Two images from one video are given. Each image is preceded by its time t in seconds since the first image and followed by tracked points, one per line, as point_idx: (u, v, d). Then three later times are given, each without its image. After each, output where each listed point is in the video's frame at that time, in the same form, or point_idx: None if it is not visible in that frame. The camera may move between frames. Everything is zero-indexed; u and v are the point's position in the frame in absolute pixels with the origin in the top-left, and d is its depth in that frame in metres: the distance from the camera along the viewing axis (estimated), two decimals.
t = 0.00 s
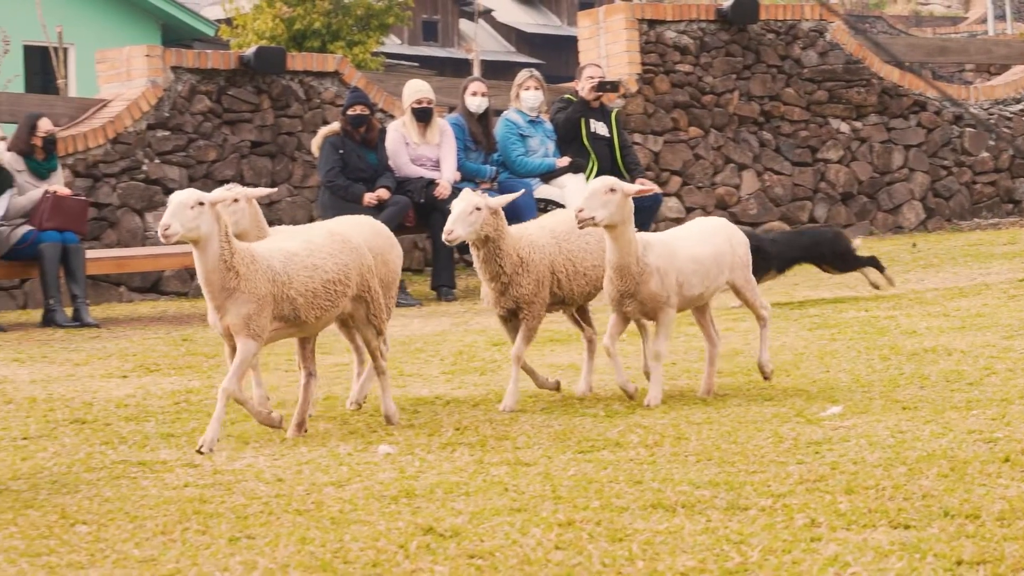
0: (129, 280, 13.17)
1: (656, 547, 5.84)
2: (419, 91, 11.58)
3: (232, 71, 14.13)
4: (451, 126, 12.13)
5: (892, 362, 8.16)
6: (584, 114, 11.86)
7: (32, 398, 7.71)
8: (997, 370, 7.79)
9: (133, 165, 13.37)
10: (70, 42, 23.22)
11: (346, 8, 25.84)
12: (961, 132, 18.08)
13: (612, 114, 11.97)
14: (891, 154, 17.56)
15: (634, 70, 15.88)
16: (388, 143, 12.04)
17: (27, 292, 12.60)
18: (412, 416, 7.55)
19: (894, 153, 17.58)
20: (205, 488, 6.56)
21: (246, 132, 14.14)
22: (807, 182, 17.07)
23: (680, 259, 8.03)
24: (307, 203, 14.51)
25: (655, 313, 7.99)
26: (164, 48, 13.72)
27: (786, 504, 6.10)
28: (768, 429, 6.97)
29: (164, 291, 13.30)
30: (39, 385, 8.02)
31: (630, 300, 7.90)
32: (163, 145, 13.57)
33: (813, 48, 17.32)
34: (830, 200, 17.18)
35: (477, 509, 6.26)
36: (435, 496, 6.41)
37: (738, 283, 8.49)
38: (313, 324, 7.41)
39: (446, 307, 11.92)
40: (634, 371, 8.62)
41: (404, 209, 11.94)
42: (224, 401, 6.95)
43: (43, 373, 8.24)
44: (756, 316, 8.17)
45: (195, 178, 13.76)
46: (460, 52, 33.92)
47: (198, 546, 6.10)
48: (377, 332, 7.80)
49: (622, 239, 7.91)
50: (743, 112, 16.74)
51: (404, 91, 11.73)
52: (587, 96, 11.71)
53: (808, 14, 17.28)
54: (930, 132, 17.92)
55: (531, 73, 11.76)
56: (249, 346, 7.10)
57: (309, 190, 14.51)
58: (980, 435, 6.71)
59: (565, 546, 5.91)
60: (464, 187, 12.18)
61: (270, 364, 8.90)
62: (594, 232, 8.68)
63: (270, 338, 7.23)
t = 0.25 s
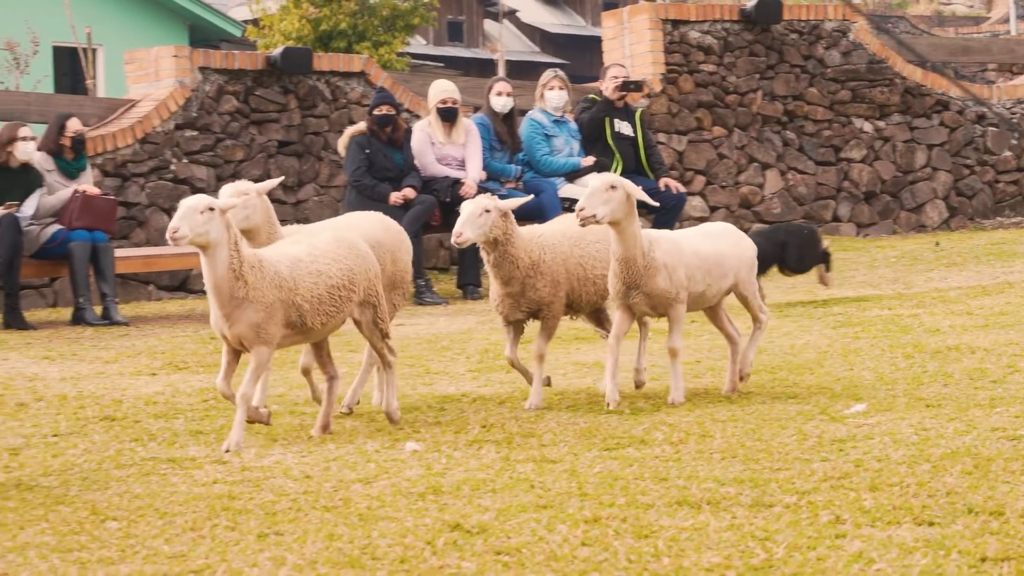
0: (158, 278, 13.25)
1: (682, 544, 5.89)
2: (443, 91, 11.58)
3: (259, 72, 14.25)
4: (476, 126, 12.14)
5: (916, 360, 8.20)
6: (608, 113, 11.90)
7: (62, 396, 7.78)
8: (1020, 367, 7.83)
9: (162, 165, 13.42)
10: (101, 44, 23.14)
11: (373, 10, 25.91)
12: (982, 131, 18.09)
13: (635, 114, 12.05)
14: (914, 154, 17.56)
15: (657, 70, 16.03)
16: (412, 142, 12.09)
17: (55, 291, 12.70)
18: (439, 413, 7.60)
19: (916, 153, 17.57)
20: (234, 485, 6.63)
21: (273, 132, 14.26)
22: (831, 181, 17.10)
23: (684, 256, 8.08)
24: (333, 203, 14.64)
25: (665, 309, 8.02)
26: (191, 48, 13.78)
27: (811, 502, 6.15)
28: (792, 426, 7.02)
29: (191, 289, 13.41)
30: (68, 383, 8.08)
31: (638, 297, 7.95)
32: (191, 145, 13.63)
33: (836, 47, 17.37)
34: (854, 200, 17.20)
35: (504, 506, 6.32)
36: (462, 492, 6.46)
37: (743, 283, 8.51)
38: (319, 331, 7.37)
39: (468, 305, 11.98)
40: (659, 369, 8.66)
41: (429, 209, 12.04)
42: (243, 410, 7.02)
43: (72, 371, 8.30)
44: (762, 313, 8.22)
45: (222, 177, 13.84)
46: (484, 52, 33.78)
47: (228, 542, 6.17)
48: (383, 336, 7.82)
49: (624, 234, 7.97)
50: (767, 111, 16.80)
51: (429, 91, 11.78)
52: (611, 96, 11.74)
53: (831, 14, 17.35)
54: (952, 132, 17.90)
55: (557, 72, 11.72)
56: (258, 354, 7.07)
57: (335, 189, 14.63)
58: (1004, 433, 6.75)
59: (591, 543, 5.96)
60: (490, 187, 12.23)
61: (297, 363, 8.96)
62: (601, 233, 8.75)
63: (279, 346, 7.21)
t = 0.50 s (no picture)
0: (196, 277, 13.33)
1: (718, 541, 5.93)
2: (477, 90, 11.64)
3: (297, 71, 14.34)
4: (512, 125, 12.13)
5: (951, 359, 8.23)
6: (643, 113, 11.98)
7: (102, 393, 7.84)
8: None
9: (200, 163, 13.58)
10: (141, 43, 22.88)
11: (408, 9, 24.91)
12: (1018, 130, 17.95)
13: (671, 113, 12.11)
14: (949, 153, 17.50)
15: (692, 70, 16.22)
16: (449, 143, 12.15)
17: (95, 289, 12.83)
18: (476, 411, 7.65)
19: (952, 152, 17.52)
20: (273, 481, 6.68)
21: (310, 131, 14.36)
22: (866, 180, 17.10)
23: (700, 252, 8.10)
24: (370, 202, 14.69)
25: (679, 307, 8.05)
26: (229, 48, 13.93)
27: (846, 499, 6.18)
28: (827, 424, 7.06)
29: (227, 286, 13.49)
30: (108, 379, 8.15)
31: (653, 290, 7.99)
32: (229, 144, 13.79)
33: (871, 47, 17.38)
34: (888, 199, 17.19)
35: (541, 503, 6.36)
36: (499, 490, 6.51)
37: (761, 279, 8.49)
38: (336, 338, 7.41)
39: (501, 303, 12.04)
40: (694, 366, 8.70)
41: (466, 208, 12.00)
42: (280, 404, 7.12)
43: (111, 368, 8.38)
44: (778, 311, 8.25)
45: (260, 176, 14.00)
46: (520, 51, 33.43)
47: (266, 538, 6.22)
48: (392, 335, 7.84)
49: (638, 231, 7.97)
50: (802, 111, 16.86)
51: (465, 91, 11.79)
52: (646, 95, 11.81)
53: (866, 14, 17.33)
54: (987, 131, 17.81)
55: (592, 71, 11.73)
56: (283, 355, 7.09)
57: (372, 188, 14.68)
58: None
59: (627, 540, 6.01)
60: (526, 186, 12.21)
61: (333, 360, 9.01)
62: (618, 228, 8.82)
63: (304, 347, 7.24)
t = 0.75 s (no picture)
0: (241, 276, 13.42)
1: (760, 536, 5.97)
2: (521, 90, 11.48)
3: (340, 71, 14.42)
4: (554, 124, 12.14)
5: (991, 356, 8.25)
6: (683, 112, 12.02)
7: (148, 389, 7.92)
8: None
9: (245, 162, 13.79)
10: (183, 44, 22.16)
11: (450, 8, 23.85)
12: None
13: (711, 112, 12.16)
14: (989, 151, 17.50)
15: (733, 69, 16.29)
16: (492, 140, 12.05)
17: (141, 287, 12.95)
18: (518, 407, 7.72)
19: (992, 150, 17.53)
20: (317, 477, 6.74)
21: (353, 130, 14.45)
22: (906, 178, 17.08)
23: (721, 254, 8.05)
24: (413, 200, 14.72)
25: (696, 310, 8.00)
26: (274, 48, 14.08)
27: (887, 495, 6.22)
28: (868, 421, 7.09)
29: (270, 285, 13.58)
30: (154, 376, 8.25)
31: (671, 296, 7.97)
32: (273, 143, 13.98)
33: (911, 46, 17.37)
34: (928, 196, 17.18)
35: (583, 499, 6.41)
36: (542, 485, 6.56)
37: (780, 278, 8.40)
38: (364, 329, 7.51)
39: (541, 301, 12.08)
40: (736, 363, 8.74)
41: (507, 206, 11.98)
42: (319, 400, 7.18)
43: (158, 365, 8.47)
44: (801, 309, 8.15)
45: (305, 174, 14.16)
46: (562, 50, 33.09)
47: (312, 533, 6.29)
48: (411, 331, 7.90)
49: (658, 234, 7.95)
50: (842, 109, 16.87)
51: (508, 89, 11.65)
52: (687, 94, 11.87)
53: (906, 13, 17.36)
54: None
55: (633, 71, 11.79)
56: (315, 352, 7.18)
57: (416, 187, 14.71)
58: None
59: (669, 535, 6.05)
60: (568, 183, 12.23)
61: (376, 359, 9.08)
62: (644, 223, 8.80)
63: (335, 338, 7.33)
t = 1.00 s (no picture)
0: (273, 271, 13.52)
1: (790, 530, 6.02)
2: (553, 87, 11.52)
3: (374, 68, 14.53)
4: (586, 120, 12.19)
5: (1019, 351, 8.28)
6: (715, 108, 12.55)
7: (183, 382, 8.02)
8: None
9: (279, 159, 13.87)
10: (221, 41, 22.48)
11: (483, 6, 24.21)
12: None
13: (741, 109, 12.69)
14: (1017, 148, 17.63)
15: (764, 66, 16.18)
16: (523, 136, 12.04)
17: (176, 280, 13.06)
18: (551, 400, 7.79)
19: (1020, 147, 17.66)
20: (351, 470, 6.81)
21: (387, 126, 14.53)
22: (935, 174, 17.12)
23: (729, 255, 8.01)
24: (446, 196, 14.81)
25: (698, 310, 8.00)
26: (309, 45, 14.19)
27: (916, 489, 6.27)
28: (897, 415, 7.13)
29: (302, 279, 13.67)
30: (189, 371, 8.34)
31: (678, 298, 8.00)
32: (308, 139, 14.05)
33: (941, 43, 17.35)
34: (957, 192, 17.27)
35: (614, 492, 6.47)
36: (573, 478, 6.62)
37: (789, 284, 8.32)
38: (380, 313, 7.58)
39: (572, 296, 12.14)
40: (765, 357, 8.79)
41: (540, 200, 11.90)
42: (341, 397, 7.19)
43: (193, 358, 8.56)
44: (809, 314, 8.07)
45: (339, 170, 14.22)
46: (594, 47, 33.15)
47: (345, 525, 6.37)
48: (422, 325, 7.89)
49: (665, 234, 7.98)
50: (872, 106, 16.83)
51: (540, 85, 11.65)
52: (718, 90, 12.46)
53: (936, 10, 17.34)
54: None
55: (663, 68, 12.10)
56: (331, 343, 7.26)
57: (448, 183, 14.82)
58: None
59: (700, 529, 6.11)
60: (599, 179, 12.19)
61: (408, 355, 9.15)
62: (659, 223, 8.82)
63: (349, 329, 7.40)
